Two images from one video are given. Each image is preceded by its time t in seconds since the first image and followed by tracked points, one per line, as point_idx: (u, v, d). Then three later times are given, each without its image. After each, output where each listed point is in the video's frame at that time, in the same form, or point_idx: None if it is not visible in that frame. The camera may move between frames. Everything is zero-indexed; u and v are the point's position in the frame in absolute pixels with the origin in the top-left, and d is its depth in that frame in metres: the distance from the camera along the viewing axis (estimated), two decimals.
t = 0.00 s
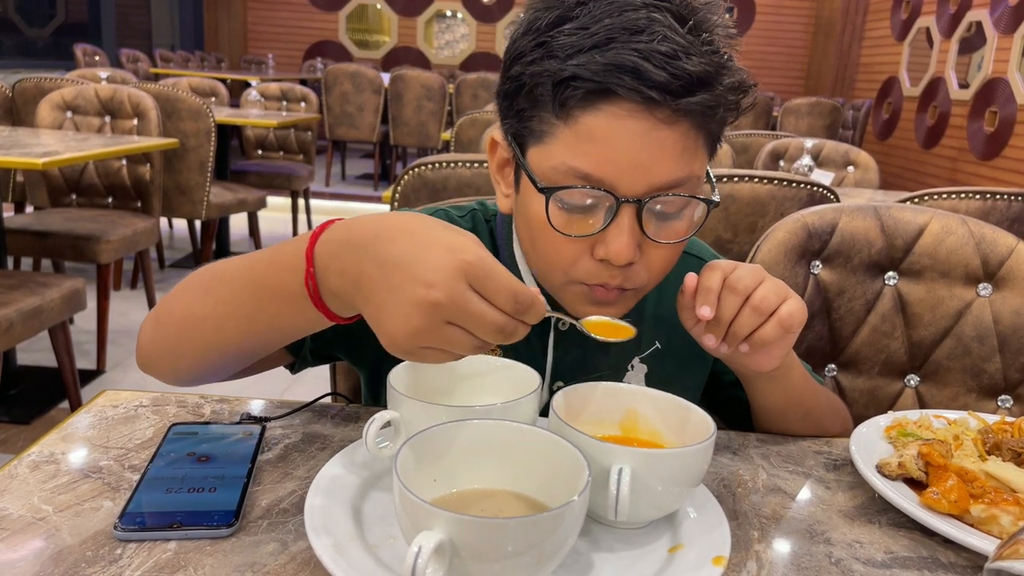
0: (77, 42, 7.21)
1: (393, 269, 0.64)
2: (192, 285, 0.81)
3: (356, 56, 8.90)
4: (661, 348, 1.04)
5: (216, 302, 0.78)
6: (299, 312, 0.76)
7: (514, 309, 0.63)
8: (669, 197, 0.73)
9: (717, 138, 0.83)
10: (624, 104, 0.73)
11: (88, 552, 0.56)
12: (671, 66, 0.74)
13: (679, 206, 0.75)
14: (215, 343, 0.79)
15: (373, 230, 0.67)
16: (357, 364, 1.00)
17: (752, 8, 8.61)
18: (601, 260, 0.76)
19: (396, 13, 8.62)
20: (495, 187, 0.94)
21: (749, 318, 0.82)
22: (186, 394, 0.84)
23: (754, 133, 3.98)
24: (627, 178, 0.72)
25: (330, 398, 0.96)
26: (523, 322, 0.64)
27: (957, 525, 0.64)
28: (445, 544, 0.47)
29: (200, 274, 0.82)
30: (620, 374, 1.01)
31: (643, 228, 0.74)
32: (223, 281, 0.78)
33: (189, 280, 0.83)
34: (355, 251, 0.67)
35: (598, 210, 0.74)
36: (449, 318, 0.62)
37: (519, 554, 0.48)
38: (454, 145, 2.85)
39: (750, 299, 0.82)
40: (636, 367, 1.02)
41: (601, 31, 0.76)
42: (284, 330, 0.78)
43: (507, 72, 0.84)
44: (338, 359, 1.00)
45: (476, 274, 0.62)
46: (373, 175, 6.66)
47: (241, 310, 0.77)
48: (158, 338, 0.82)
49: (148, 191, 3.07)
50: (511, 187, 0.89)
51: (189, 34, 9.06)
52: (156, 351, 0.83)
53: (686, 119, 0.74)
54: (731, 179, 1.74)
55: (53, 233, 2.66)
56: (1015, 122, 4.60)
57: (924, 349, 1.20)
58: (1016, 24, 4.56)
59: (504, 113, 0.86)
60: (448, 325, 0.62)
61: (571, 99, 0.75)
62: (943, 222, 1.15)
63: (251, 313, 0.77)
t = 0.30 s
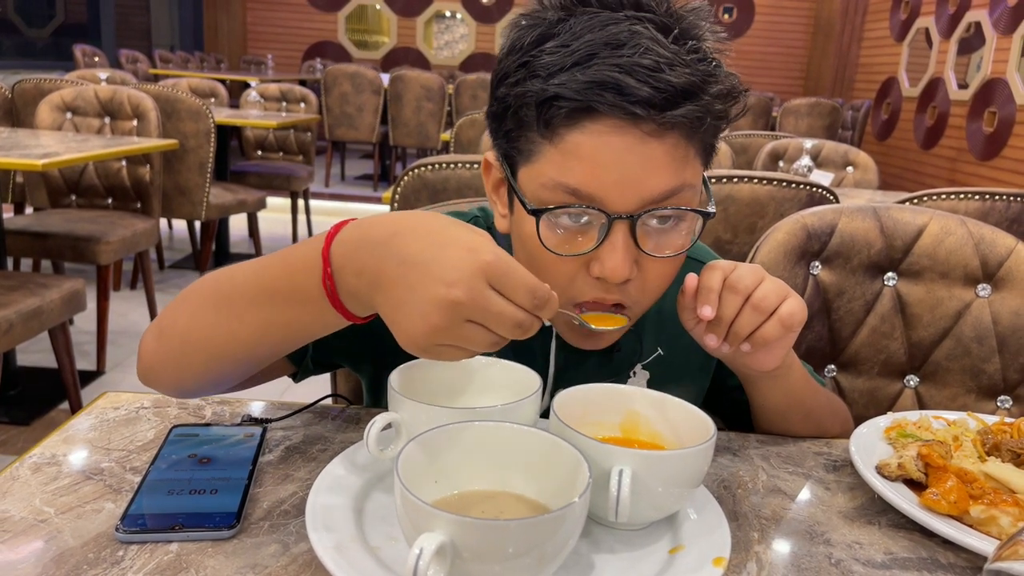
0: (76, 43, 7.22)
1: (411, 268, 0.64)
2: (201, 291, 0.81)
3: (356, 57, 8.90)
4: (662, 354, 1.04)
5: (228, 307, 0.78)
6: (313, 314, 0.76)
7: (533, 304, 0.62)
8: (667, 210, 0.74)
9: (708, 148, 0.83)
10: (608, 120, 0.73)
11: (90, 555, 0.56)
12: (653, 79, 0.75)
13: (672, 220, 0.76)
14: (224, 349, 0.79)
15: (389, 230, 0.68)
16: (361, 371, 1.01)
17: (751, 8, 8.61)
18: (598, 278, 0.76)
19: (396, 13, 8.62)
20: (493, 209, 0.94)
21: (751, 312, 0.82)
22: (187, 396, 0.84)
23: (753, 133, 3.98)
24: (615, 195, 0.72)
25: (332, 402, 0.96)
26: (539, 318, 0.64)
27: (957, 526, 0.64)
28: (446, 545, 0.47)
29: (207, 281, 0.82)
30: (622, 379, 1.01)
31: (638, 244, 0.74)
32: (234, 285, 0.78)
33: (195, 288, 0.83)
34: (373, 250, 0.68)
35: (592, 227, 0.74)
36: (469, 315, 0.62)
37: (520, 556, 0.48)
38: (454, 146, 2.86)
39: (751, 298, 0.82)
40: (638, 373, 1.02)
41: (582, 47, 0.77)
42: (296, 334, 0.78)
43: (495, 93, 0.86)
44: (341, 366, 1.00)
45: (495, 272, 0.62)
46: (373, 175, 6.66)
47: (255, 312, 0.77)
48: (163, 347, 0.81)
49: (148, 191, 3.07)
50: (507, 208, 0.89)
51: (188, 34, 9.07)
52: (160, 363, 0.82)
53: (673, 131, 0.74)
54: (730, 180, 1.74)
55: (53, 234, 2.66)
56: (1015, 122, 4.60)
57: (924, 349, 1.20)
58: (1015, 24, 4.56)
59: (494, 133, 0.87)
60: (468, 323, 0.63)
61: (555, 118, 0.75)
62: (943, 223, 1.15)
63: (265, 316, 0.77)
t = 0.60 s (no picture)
0: (75, 43, 7.23)
1: (415, 262, 0.64)
2: (200, 293, 0.81)
3: (355, 57, 8.90)
4: (661, 355, 1.04)
5: (228, 308, 0.78)
6: (314, 314, 0.76)
7: (537, 293, 0.62)
8: (663, 209, 0.74)
9: (701, 148, 0.82)
10: (598, 121, 0.73)
11: (85, 556, 0.56)
12: (642, 79, 0.75)
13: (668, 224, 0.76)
14: (224, 351, 0.79)
15: (392, 226, 0.68)
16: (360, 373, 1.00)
17: (751, 8, 8.60)
18: (593, 280, 0.76)
19: (395, 14, 8.61)
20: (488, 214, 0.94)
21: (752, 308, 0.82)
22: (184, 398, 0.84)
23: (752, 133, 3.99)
24: (608, 197, 0.72)
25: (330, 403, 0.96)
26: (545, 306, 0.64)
27: (954, 527, 0.64)
28: (443, 547, 0.47)
29: (206, 284, 0.81)
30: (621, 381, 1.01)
31: (633, 245, 0.74)
32: (234, 286, 0.78)
33: (194, 291, 0.83)
34: (377, 247, 0.68)
35: (586, 229, 0.74)
36: (476, 308, 0.62)
37: (516, 557, 0.48)
38: (453, 146, 2.85)
39: (749, 297, 0.82)
40: (636, 375, 1.02)
41: (570, 49, 0.77)
42: (297, 335, 0.78)
43: (487, 99, 0.86)
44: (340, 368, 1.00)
45: (500, 263, 0.61)
46: (372, 176, 6.66)
47: (256, 312, 0.77)
48: (161, 350, 0.81)
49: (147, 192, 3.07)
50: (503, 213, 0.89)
51: (187, 34, 9.07)
52: (158, 367, 0.81)
53: (663, 130, 0.74)
54: (729, 180, 1.74)
55: (51, 235, 2.65)
56: (1014, 122, 4.59)
57: (922, 350, 1.20)
58: (1014, 24, 4.56)
59: (487, 138, 0.87)
60: (475, 315, 0.63)
61: (545, 121, 0.75)
62: (941, 223, 1.15)
63: (266, 316, 0.77)
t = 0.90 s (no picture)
0: (74, 44, 7.23)
1: (411, 254, 0.64)
2: (196, 284, 0.81)
3: (354, 58, 8.90)
4: (659, 353, 1.04)
5: (221, 300, 0.78)
6: (308, 305, 0.76)
7: (535, 284, 0.62)
8: (653, 209, 0.74)
9: (692, 145, 0.82)
10: (582, 124, 0.73)
11: (80, 556, 0.56)
12: (625, 81, 0.74)
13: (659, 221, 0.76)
14: (219, 342, 0.79)
15: (386, 218, 0.67)
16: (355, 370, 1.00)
17: (750, 8, 8.60)
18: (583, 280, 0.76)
19: (394, 14, 8.61)
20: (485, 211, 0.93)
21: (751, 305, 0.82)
22: (181, 397, 0.84)
23: (751, 134, 3.98)
24: (597, 196, 0.72)
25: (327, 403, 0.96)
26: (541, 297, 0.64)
27: (952, 526, 0.64)
28: (437, 547, 0.47)
29: (202, 274, 0.81)
30: (618, 379, 1.01)
31: (623, 244, 0.74)
32: (229, 277, 0.78)
33: (189, 281, 0.83)
34: (372, 237, 0.68)
35: (576, 229, 0.74)
36: (473, 299, 0.62)
37: (511, 558, 0.48)
38: (452, 147, 2.85)
39: (748, 297, 0.82)
40: (633, 373, 1.01)
41: (555, 52, 0.77)
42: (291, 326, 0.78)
43: (478, 100, 0.87)
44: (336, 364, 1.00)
45: (499, 254, 0.62)
46: (371, 176, 6.66)
47: (250, 304, 0.76)
48: (156, 341, 0.81)
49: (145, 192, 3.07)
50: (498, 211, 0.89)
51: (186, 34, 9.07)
52: (155, 356, 0.81)
53: (648, 131, 0.73)
54: (727, 180, 1.74)
55: (49, 236, 2.65)
56: (1013, 123, 4.59)
57: (920, 350, 1.20)
58: (1014, 24, 4.56)
59: (478, 139, 0.87)
60: (473, 306, 0.63)
61: (531, 123, 0.75)
62: (940, 223, 1.15)
63: (260, 308, 0.76)
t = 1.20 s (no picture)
0: (72, 45, 7.23)
1: (393, 273, 0.64)
2: (189, 290, 0.81)
3: (353, 58, 8.90)
4: (654, 355, 1.04)
5: (213, 307, 0.78)
6: (296, 317, 0.76)
7: (519, 303, 0.63)
8: (646, 194, 0.74)
9: (684, 131, 0.82)
10: (575, 109, 0.73)
11: (75, 559, 0.56)
12: (617, 65, 0.75)
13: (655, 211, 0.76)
14: (212, 348, 0.79)
15: (369, 233, 0.67)
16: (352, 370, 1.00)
17: (749, 9, 8.61)
18: (581, 268, 0.76)
19: (393, 15, 8.61)
20: (481, 207, 0.94)
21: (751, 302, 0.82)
22: (177, 399, 0.84)
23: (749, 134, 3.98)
24: (591, 183, 0.72)
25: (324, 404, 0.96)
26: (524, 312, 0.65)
27: (946, 528, 0.64)
28: (431, 549, 0.47)
29: (193, 281, 0.82)
30: (614, 381, 1.00)
31: (619, 232, 0.74)
32: (217, 286, 0.78)
33: (178, 288, 0.83)
34: (353, 255, 0.68)
35: (571, 216, 0.75)
36: (455, 319, 0.63)
37: (505, 560, 0.48)
38: (450, 148, 2.85)
39: (744, 297, 0.82)
40: (630, 374, 1.00)
41: (547, 41, 0.77)
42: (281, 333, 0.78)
43: (473, 94, 0.87)
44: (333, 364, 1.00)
45: (483, 273, 0.62)
46: (370, 177, 6.66)
47: (240, 313, 0.77)
48: (151, 344, 0.81)
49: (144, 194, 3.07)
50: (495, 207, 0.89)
51: (185, 35, 9.06)
52: (146, 362, 0.82)
53: (641, 114, 0.73)
54: (724, 181, 1.74)
55: (47, 237, 2.65)
56: (1011, 123, 4.60)
57: (917, 351, 1.20)
58: (1011, 26, 4.57)
59: (474, 132, 0.88)
60: (456, 325, 0.63)
61: (525, 110, 0.75)
62: (936, 225, 1.15)
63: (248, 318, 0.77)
